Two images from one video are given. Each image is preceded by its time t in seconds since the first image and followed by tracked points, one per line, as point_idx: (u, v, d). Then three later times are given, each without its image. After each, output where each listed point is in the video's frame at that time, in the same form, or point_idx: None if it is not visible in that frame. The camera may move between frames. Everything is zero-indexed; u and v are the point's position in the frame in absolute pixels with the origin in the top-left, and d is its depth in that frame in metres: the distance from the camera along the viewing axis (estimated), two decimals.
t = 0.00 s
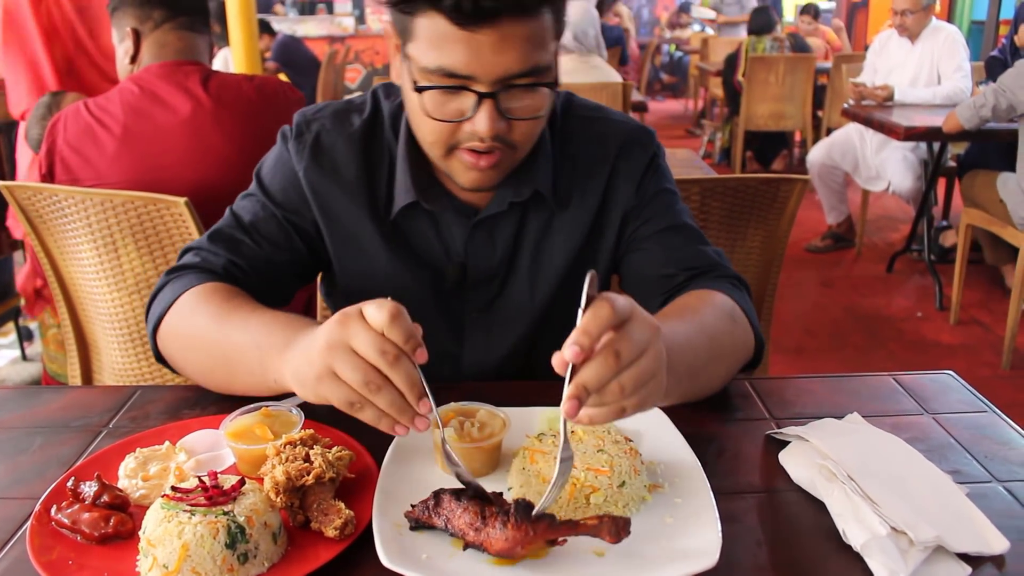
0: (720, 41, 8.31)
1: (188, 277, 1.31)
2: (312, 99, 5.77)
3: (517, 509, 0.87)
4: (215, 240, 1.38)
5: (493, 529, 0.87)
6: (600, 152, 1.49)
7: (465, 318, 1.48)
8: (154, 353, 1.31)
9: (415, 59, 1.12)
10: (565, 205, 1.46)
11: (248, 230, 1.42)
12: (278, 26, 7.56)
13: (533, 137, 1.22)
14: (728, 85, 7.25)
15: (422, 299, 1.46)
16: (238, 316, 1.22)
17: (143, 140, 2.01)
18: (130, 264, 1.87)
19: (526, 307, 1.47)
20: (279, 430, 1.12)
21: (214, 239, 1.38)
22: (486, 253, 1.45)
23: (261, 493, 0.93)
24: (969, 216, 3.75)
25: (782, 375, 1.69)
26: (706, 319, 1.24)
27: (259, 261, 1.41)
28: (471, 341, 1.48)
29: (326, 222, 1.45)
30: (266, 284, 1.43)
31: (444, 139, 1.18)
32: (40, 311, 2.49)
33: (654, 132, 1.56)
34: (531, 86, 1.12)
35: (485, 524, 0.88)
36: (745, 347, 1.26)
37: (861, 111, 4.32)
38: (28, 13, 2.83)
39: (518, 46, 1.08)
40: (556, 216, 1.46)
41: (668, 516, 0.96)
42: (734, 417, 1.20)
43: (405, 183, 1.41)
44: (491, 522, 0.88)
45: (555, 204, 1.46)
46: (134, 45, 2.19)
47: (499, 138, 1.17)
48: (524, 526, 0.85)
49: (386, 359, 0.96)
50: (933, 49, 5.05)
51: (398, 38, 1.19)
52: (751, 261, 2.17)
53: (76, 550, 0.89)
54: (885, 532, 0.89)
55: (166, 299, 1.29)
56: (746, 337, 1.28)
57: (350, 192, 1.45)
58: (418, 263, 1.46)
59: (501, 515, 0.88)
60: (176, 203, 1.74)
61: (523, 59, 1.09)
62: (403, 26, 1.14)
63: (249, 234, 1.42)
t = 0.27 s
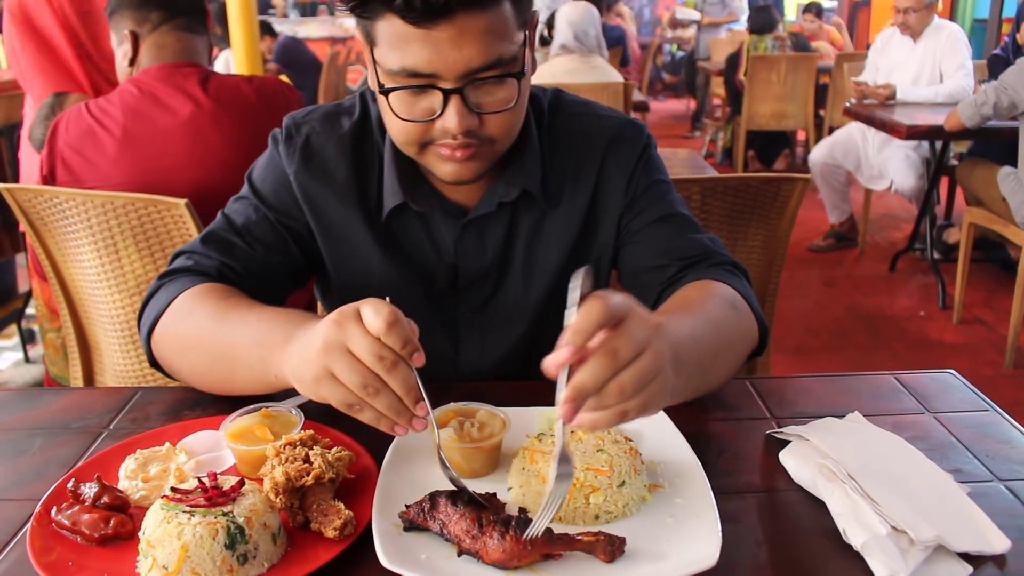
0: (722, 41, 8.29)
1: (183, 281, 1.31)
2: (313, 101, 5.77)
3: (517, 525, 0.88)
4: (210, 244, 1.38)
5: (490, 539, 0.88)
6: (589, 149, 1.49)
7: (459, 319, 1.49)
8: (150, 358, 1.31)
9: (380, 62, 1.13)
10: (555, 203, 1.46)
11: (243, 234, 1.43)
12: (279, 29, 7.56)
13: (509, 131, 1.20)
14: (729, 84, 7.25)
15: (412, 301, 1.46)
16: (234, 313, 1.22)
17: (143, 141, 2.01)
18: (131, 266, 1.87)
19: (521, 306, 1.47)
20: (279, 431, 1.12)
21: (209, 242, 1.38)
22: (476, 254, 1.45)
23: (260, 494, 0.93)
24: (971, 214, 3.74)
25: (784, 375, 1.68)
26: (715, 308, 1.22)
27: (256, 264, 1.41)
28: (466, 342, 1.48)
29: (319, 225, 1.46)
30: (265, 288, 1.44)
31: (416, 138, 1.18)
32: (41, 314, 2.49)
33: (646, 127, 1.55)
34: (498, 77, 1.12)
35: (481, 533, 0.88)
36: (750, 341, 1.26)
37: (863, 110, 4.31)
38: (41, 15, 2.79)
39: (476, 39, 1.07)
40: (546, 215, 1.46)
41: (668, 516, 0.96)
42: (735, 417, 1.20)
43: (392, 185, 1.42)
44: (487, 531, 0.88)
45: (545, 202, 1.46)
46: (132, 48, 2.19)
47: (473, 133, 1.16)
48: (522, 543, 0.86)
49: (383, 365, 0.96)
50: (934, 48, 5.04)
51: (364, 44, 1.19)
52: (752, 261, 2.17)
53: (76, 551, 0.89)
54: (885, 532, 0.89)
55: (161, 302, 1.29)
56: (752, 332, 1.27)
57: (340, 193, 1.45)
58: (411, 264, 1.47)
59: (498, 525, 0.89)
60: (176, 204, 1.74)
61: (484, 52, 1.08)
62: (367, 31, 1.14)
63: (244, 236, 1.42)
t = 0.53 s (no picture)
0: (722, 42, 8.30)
1: (176, 288, 1.32)
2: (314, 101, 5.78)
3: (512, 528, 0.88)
4: (204, 250, 1.39)
5: (485, 541, 0.87)
6: (582, 154, 1.48)
7: (451, 326, 1.49)
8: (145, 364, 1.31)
9: (365, 77, 1.12)
10: (547, 210, 1.46)
11: (236, 240, 1.43)
12: (280, 30, 7.57)
13: (496, 143, 1.20)
14: (729, 85, 7.25)
15: (403, 307, 1.46)
16: (228, 320, 1.22)
17: (141, 144, 2.01)
18: (130, 268, 1.87)
19: (514, 312, 1.47)
20: (275, 433, 1.12)
21: (202, 248, 1.39)
22: (467, 260, 1.45)
23: (256, 497, 0.93)
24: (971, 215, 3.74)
25: (784, 375, 1.68)
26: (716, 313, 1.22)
27: (249, 270, 1.42)
28: (459, 348, 1.49)
29: (312, 231, 1.46)
30: (258, 293, 1.44)
31: (406, 153, 1.18)
32: (41, 315, 2.49)
33: (642, 132, 1.54)
34: (482, 92, 1.11)
35: (476, 535, 0.88)
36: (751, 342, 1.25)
37: (862, 110, 4.31)
38: (44, 15, 2.80)
39: (458, 55, 1.06)
40: (539, 221, 1.46)
41: (664, 518, 0.96)
42: (732, 418, 1.20)
43: (383, 193, 1.42)
44: (482, 533, 0.88)
45: (538, 209, 1.46)
46: (129, 51, 2.20)
47: (459, 147, 1.16)
48: (518, 544, 0.86)
49: (372, 373, 0.96)
50: (934, 48, 5.04)
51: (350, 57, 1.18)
52: (751, 261, 2.17)
53: (73, 553, 0.89)
54: (881, 533, 0.89)
55: (155, 307, 1.30)
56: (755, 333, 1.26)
57: (332, 200, 1.45)
58: (403, 271, 1.47)
59: (493, 527, 0.88)
60: (175, 206, 1.74)
61: (467, 66, 1.07)
62: (352, 47, 1.14)
63: (237, 242, 1.43)
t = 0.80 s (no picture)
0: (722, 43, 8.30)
1: (174, 291, 1.32)
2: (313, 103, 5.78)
3: (509, 527, 0.88)
4: (202, 254, 1.39)
5: (483, 542, 0.87)
6: (580, 156, 1.48)
7: (449, 329, 1.49)
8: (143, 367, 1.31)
9: (359, 87, 1.12)
10: (545, 212, 1.46)
11: (234, 244, 1.43)
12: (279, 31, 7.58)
13: (491, 150, 1.20)
14: (729, 86, 7.25)
15: (403, 310, 1.46)
16: (226, 324, 1.22)
17: (137, 146, 2.01)
18: (128, 269, 1.87)
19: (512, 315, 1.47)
20: (273, 434, 1.12)
21: (200, 252, 1.39)
22: (465, 264, 1.45)
23: (253, 498, 0.93)
24: (971, 215, 3.73)
25: (783, 376, 1.68)
26: (711, 303, 1.22)
27: (246, 273, 1.42)
28: (456, 352, 1.49)
29: (309, 234, 1.46)
30: (256, 296, 1.44)
31: (401, 162, 1.18)
32: (41, 317, 2.49)
33: (640, 133, 1.54)
34: (476, 103, 1.11)
35: (474, 536, 0.88)
36: (749, 341, 1.25)
37: (862, 111, 4.31)
38: (44, 17, 2.80)
39: (451, 67, 1.05)
40: (538, 224, 1.46)
41: (662, 518, 0.96)
42: (730, 419, 1.20)
43: (380, 196, 1.42)
44: (479, 534, 0.88)
45: (536, 211, 1.46)
46: (123, 54, 2.20)
47: (454, 156, 1.16)
48: (515, 544, 0.86)
49: (372, 374, 0.97)
50: (934, 48, 5.04)
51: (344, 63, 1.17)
52: (751, 262, 2.17)
53: (70, 555, 0.89)
54: (879, 534, 0.88)
55: (153, 311, 1.30)
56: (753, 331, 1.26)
57: (330, 203, 1.45)
58: (401, 274, 1.47)
59: (490, 528, 0.88)
60: (173, 207, 1.74)
61: (460, 77, 1.06)
62: (345, 56, 1.13)
63: (234, 246, 1.43)
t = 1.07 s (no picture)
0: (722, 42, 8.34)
1: (172, 292, 1.31)
2: (313, 103, 5.79)
3: (506, 530, 0.88)
4: (200, 255, 1.39)
5: (480, 544, 0.87)
6: (579, 158, 1.48)
7: (446, 331, 1.49)
8: (140, 368, 1.31)
9: (354, 98, 1.11)
10: (543, 214, 1.46)
11: (233, 245, 1.43)
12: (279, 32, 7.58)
13: (487, 158, 1.21)
14: (728, 86, 7.25)
15: (401, 312, 1.47)
16: (223, 325, 1.22)
17: (134, 147, 2.01)
18: (127, 270, 1.87)
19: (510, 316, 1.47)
20: (271, 435, 1.12)
21: (198, 253, 1.39)
22: (464, 265, 1.45)
23: (250, 499, 0.93)
24: (970, 215, 3.74)
25: (782, 376, 1.68)
26: (704, 310, 1.22)
27: (245, 274, 1.42)
28: (453, 353, 1.49)
29: (308, 235, 1.46)
30: (254, 297, 1.44)
31: (398, 170, 1.18)
32: (41, 318, 2.49)
33: (639, 135, 1.54)
34: (471, 113, 1.10)
35: (471, 537, 0.88)
36: (745, 345, 1.25)
37: (862, 111, 4.31)
38: (42, 18, 2.80)
39: (445, 79, 1.04)
40: (536, 226, 1.46)
41: (660, 519, 0.95)
42: (728, 419, 1.19)
43: (378, 199, 1.42)
44: (476, 535, 0.88)
45: (534, 213, 1.46)
46: (117, 56, 2.20)
47: (451, 165, 1.16)
48: (511, 546, 0.86)
49: (369, 375, 0.96)
50: (933, 49, 5.04)
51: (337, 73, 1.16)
52: (750, 262, 2.16)
53: (67, 557, 0.89)
54: (877, 535, 0.88)
55: (151, 312, 1.30)
56: (749, 333, 1.26)
57: (329, 206, 1.45)
58: (399, 276, 1.47)
59: (488, 529, 0.88)
60: (171, 209, 1.74)
61: (455, 88, 1.06)
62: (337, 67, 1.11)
63: (233, 246, 1.43)
